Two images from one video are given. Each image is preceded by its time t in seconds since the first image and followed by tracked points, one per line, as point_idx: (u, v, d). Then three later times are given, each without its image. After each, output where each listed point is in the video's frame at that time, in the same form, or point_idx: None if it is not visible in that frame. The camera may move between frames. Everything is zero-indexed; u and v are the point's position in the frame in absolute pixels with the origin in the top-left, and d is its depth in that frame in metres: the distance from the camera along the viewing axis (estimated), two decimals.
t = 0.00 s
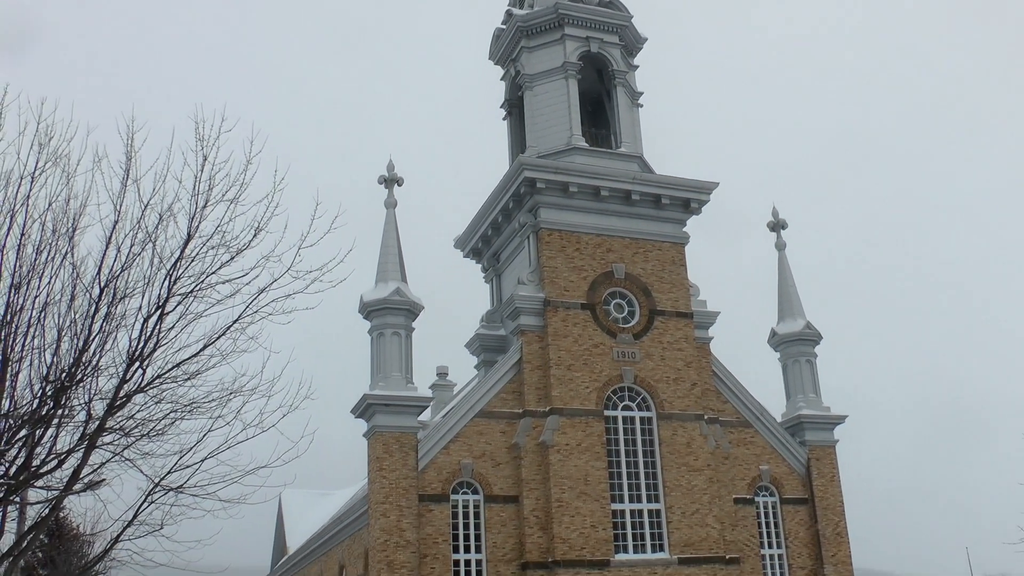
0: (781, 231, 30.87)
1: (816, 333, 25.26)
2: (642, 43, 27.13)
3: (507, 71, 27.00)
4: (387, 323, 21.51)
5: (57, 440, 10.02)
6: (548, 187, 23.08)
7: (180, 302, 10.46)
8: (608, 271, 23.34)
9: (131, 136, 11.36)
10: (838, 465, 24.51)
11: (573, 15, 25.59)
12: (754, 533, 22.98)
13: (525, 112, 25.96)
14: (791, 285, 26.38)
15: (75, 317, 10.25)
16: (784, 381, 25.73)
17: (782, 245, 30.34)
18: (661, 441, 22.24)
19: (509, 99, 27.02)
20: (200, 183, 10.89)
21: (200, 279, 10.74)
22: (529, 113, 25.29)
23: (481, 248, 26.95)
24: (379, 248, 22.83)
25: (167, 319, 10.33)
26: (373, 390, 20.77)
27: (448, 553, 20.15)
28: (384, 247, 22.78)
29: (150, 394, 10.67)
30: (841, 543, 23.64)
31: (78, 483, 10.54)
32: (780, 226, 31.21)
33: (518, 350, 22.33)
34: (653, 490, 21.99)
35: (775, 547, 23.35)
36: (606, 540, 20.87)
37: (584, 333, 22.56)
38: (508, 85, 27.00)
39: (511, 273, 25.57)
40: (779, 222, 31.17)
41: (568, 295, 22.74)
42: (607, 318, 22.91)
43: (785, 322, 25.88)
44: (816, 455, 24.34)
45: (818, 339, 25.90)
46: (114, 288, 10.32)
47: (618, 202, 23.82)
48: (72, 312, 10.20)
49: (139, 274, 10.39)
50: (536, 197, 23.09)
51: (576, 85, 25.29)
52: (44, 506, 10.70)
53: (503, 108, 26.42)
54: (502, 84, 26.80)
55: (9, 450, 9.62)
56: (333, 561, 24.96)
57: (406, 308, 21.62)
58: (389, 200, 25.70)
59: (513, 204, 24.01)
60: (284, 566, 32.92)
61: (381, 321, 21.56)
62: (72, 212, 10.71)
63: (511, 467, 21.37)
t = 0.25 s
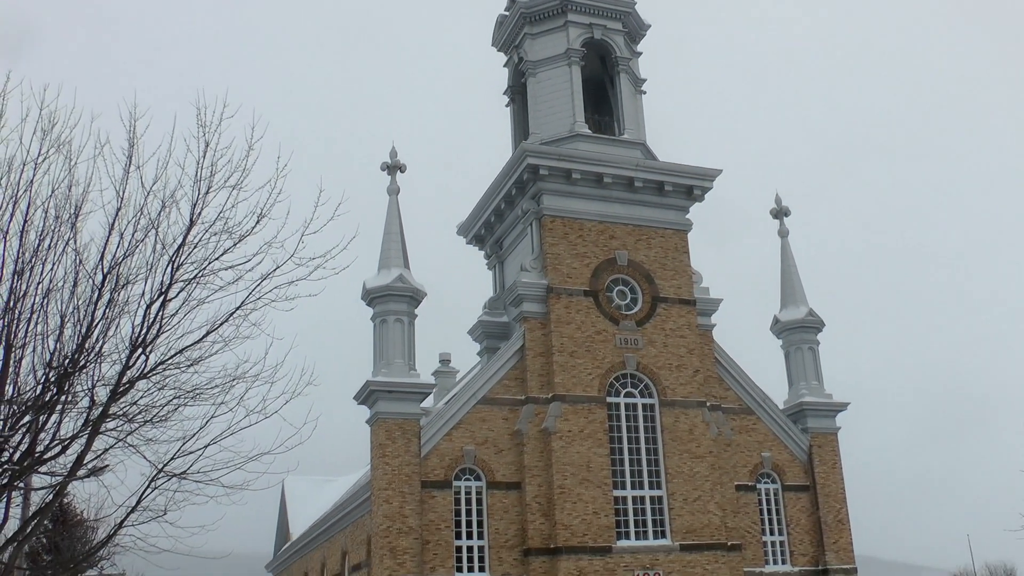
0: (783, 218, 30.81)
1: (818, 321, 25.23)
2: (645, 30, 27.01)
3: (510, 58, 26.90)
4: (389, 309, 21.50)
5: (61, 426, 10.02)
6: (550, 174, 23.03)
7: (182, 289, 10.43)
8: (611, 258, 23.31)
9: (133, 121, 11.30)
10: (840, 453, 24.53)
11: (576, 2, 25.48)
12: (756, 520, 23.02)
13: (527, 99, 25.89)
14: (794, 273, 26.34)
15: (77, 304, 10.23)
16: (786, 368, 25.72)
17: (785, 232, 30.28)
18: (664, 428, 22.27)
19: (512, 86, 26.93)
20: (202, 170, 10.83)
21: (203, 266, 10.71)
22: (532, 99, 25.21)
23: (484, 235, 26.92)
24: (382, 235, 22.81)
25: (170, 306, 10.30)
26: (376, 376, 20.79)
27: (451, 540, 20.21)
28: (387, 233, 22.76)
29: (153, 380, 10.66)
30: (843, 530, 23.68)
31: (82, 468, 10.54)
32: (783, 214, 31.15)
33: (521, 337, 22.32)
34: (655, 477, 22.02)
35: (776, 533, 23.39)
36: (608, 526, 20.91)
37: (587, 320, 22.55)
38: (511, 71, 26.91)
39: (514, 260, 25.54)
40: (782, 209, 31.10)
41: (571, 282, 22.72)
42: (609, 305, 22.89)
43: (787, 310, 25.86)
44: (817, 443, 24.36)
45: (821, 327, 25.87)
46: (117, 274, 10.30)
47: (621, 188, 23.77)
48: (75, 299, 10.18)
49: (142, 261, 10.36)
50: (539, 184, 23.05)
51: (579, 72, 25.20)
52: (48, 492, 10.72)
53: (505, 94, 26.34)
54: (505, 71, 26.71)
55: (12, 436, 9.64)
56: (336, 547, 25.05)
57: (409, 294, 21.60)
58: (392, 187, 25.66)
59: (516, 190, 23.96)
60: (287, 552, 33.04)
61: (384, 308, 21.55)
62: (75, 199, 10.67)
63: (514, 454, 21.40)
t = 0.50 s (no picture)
0: (786, 205, 30.71)
1: (821, 308, 25.18)
2: (648, 15, 26.86)
3: (512, 44, 26.77)
4: (392, 296, 21.47)
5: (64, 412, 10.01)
6: (553, 161, 22.94)
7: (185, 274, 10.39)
8: (614, 245, 23.24)
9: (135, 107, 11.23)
10: (842, 439, 24.52)
11: None
12: (757, 507, 23.03)
13: (530, 85, 25.77)
14: (796, 259, 26.28)
15: (80, 290, 10.21)
16: (788, 355, 25.69)
17: (788, 219, 30.18)
18: (666, 414, 22.26)
19: (515, 72, 26.82)
20: (204, 155, 10.76)
21: (206, 252, 10.67)
22: (535, 86, 25.10)
23: (486, 222, 26.86)
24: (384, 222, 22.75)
25: (173, 292, 10.27)
26: (379, 363, 20.77)
27: (453, 526, 20.23)
28: (389, 220, 22.70)
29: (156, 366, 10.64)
30: (844, 517, 23.70)
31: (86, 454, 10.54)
32: (786, 200, 31.05)
33: (523, 324, 22.29)
34: (658, 463, 22.03)
35: (778, 520, 23.41)
36: (610, 513, 20.93)
37: (589, 307, 22.50)
38: (514, 57, 26.78)
39: (517, 246, 25.48)
40: (785, 196, 31.00)
41: (573, 268, 22.66)
42: (612, 292, 22.84)
43: (789, 297, 25.80)
44: (819, 429, 24.35)
45: (823, 314, 25.82)
46: (119, 261, 10.27)
47: (624, 175, 23.68)
48: (78, 285, 10.15)
49: (145, 247, 10.32)
50: (542, 170, 22.96)
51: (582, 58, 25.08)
52: (52, 479, 10.72)
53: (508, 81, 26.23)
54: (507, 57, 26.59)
55: (16, 422, 9.62)
56: (339, 533, 25.11)
57: (411, 281, 21.56)
58: (395, 173, 25.58)
59: (519, 177, 23.88)
60: (290, 538, 33.14)
61: (387, 295, 21.52)
62: (77, 185, 10.62)
63: (516, 440, 21.40)
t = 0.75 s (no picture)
0: (789, 191, 30.62)
1: (823, 295, 25.13)
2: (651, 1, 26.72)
3: (515, 30, 26.66)
4: (395, 283, 21.44)
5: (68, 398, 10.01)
6: (556, 147, 22.87)
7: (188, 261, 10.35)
8: (616, 231, 23.20)
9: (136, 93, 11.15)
10: (844, 426, 24.51)
11: None
12: (759, 493, 23.06)
13: (533, 71, 25.67)
14: (799, 246, 26.21)
15: (82, 277, 10.19)
16: (791, 341, 25.66)
17: (791, 205, 30.09)
18: (668, 401, 22.25)
19: (518, 58, 26.72)
20: (206, 142, 10.70)
21: (208, 239, 10.63)
22: (537, 72, 25.00)
23: (489, 208, 26.80)
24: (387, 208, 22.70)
25: (176, 279, 10.24)
26: (382, 349, 20.77)
27: (456, 512, 20.27)
28: (392, 206, 22.65)
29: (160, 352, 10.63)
30: (846, 503, 23.72)
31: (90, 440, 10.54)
32: (789, 186, 30.96)
33: (526, 310, 22.26)
34: (660, 449, 22.05)
35: (780, 506, 23.44)
36: (612, 499, 20.96)
37: (592, 293, 22.47)
38: (517, 43, 26.68)
39: (519, 232, 25.43)
40: (788, 182, 30.91)
41: (576, 254, 22.62)
42: (615, 278, 22.80)
43: (792, 283, 25.75)
44: (822, 416, 24.34)
45: (826, 300, 25.77)
46: (122, 247, 10.25)
47: (626, 161, 23.61)
48: (80, 272, 10.12)
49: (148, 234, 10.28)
50: (545, 157, 22.90)
51: (585, 44, 24.96)
52: (56, 465, 10.73)
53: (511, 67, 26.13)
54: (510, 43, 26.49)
55: (20, 408, 9.63)
56: (343, 519, 25.21)
57: (414, 267, 21.53)
58: (397, 160, 25.52)
59: (521, 163, 23.81)
60: (294, 524, 33.26)
61: (390, 281, 21.49)
62: (79, 171, 10.57)
63: (519, 426, 21.42)
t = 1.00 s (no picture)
0: (792, 176, 30.51)
1: (826, 281, 25.07)
2: None
3: (517, 15, 26.51)
4: (397, 268, 21.39)
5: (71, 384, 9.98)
6: (559, 132, 22.77)
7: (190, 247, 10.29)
8: (619, 217, 23.11)
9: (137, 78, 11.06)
10: (847, 411, 24.49)
11: None
12: (762, 478, 23.07)
13: (535, 57, 25.54)
14: (802, 231, 26.13)
15: (85, 263, 10.14)
16: (793, 327, 25.61)
17: (793, 190, 29.98)
18: (671, 386, 22.23)
19: (520, 43, 26.59)
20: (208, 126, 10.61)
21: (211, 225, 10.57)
22: (540, 57, 24.87)
23: (492, 193, 26.71)
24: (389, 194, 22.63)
25: (178, 264, 10.19)
26: (385, 334, 20.74)
27: (459, 497, 20.29)
28: (394, 192, 22.58)
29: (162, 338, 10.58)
30: (848, 489, 23.71)
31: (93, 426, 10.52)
32: (792, 172, 30.84)
33: (528, 295, 22.21)
34: (663, 435, 22.04)
35: (782, 492, 23.44)
36: (615, 484, 20.97)
37: (595, 279, 22.41)
38: (519, 28, 26.54)
39: (522, 218, 25.35)
40: (791, 167, 30.79)
41: (579, 240, 22.55)
42: (617, 264, 22.74)
43: (795, 269, 25.68)
44: (824, 401, 24.31)
45: (829, 286, 25.70)
46: (124, 233, 10.20)
47: (629, 146, 23.51)
48: (82, 258, 10.07)
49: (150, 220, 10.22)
50: (547, 142, 22.80)
51: (587, 29, 24.82)
52: (60, 451, 10.70)
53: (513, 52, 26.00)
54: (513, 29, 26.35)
55: (23, 394, 9.59)
56: (346, 504, 25.23)
57: (416, 253, 21.48)
58: (400, 145, 25.43)
59: (524, 148, 23.71)
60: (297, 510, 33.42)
61: (392, 267, 21.44)
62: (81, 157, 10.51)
63: (522, 411, 21.40)
